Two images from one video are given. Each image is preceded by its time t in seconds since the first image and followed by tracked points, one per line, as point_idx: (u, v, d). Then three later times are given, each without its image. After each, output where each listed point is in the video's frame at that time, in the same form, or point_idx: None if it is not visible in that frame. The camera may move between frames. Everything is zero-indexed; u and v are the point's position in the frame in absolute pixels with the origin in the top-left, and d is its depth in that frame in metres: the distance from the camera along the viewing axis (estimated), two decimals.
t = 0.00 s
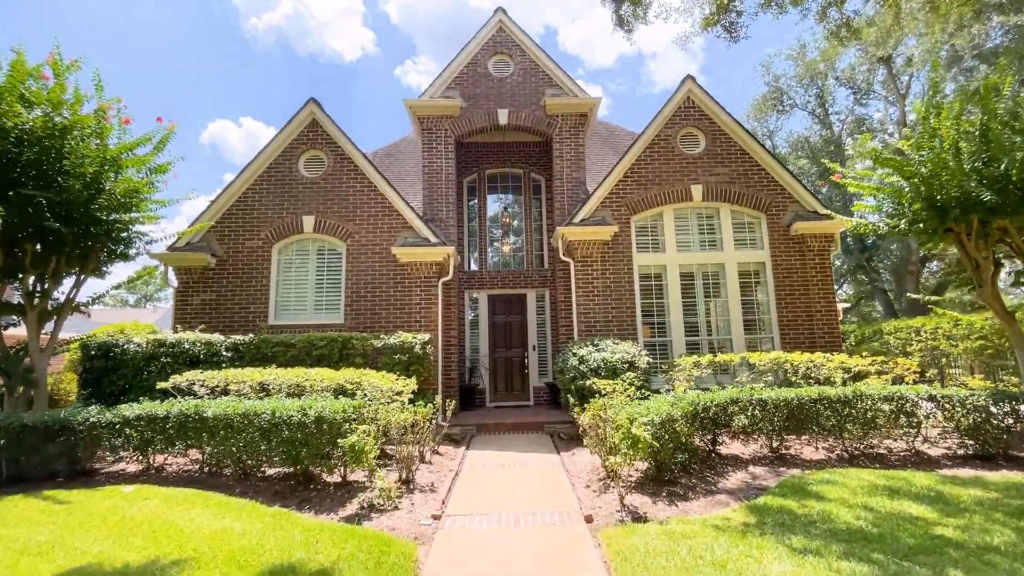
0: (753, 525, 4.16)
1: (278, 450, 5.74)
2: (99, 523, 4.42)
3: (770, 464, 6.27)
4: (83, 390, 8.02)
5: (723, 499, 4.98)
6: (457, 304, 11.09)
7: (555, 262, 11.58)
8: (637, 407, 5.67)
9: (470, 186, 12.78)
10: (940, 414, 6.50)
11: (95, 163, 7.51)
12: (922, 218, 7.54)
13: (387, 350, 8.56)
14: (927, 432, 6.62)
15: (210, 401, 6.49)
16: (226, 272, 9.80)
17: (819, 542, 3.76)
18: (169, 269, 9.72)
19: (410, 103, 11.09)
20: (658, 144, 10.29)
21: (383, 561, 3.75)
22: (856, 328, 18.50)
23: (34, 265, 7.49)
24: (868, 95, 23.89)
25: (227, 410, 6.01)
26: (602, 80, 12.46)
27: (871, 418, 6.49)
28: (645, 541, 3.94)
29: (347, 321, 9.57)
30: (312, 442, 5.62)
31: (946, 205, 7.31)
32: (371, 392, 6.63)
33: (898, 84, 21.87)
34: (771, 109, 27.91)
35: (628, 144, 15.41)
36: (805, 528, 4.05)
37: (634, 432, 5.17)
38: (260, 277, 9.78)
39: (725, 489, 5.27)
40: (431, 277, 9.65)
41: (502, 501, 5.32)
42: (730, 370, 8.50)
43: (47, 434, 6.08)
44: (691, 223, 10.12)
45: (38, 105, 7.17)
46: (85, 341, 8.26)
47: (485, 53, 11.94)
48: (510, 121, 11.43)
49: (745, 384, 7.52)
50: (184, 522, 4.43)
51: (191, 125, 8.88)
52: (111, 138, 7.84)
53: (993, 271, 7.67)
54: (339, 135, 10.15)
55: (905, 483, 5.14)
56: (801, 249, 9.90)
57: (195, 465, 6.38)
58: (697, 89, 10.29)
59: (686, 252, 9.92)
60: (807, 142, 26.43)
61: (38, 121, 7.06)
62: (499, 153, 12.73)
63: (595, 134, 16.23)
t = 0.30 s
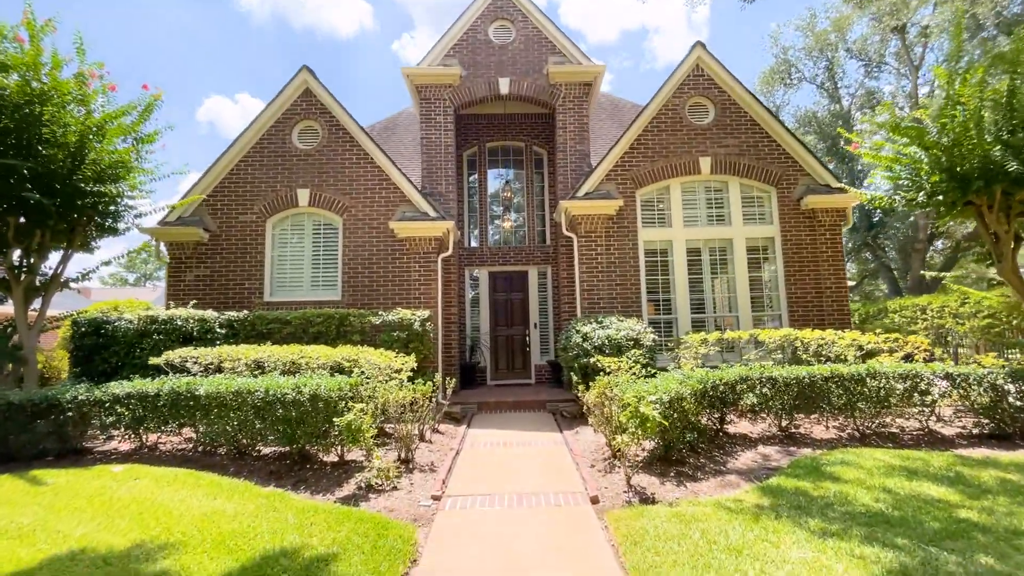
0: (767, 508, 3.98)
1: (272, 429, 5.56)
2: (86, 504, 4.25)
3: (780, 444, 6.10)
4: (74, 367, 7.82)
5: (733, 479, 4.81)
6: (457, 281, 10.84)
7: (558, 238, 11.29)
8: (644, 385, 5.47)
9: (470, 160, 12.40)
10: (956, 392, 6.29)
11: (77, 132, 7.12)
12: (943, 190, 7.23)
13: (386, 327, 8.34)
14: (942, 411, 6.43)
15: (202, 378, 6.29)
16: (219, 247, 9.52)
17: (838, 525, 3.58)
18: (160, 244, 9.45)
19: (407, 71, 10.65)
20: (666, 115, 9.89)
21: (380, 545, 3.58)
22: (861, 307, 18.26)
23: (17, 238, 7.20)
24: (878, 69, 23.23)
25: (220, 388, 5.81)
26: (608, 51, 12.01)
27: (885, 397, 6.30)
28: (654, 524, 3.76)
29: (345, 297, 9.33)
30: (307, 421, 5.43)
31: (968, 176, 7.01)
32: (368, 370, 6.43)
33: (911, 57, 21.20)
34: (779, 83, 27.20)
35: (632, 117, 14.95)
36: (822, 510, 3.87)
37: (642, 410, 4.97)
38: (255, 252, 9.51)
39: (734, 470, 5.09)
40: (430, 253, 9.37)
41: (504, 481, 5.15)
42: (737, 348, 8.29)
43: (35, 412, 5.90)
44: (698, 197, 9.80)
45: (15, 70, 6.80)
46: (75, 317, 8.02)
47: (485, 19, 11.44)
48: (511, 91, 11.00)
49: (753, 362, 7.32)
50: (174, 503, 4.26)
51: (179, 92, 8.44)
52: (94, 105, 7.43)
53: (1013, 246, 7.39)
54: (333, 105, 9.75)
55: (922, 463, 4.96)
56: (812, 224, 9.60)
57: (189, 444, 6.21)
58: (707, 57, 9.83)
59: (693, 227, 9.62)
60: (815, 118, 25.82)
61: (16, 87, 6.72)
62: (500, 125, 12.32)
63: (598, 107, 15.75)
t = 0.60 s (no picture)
0: (789, 503, 3.72)
1: (264, 418, 5.29)
2: (63, 499, 3.99)
3: (795, 433, 5.84)
4: (60, 353, 7.53)
5: (750, 472, 4.56)
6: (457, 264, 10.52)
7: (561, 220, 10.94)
8: (655, 372, 5.19)
9: (470, 139, 11.99)
10: (979, 380, 6.02)
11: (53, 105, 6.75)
12: (968, 167, 6.85)
13: (383, 311, 8.06)
14: (962, 399, 6.17)
15: (191, 365, 6.01)
16: (210, 229, 9.18)
17: (868, 524, 3.32)
18: (149, 225, 9.10)
19: (404, 44, 10.19)
20: (675, 90, 9.47)
21: (375, 545, 3.32)
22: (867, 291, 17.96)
23: None
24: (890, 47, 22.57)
25: (209, 375, 5.54)
26: (613, 26, 11.52)
27: (904, 384, 6.03)
28: (670, 522, 3.50)
29: (341, 281, 9.03)
30: (300, 410, 5.16)
31: (997, 150, 6.61)
32: (365, 356, 6.15)
33: (924, 33, 20.54)
34: (786, 62, 26.50)
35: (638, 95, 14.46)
36: (849, 506, 3.61)
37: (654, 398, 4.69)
38: (247, 234, 9.17)
39: (750, 461, 4.84)
40: (429, 236, 9.03)
41: (507, 473, 4.90)
42: (747, 333, 8.00)
43: (15, 400, 5.64)
44: (707, 177, 9.43)
45: None
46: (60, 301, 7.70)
47: None
48: (513, 65, 10.54)
49: (765, 347, 7.04)
50: (156, 497, 4.00)
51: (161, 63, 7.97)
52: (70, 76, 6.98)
53: None
54: (326, 79, 9.32)
55: (948, 454, 4.70)
56: (825, 205, 9.24)
57: (178, 433, 5.96)
58: (718, 28, 9.38)
59: (702, 208, 9.27)
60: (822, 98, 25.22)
61: None
62: (501, 103, 11.87)
63: (602, 85, 15.25)
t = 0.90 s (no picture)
0: (811, 496, 3.48)
1: (252, 404, 5.04)
2: (34, 490, 3.75)
3: (808, 418, 5.60)
4: (43, 336, 7.24)
5: (765, 460, 4.31)
6: (456, 245, 10.21)
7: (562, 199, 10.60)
8: (664, 356, 4.92)
9: (468, 115, 11.56)
10: (1001, 364, 5.76)
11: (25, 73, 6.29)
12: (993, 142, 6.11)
13: (379, 293, 7.77)
14: (982, 383, 5.92)
15: (177, 348, 5.74)
16: (198, 207, 8.84)
17: (900, 520, 3.07)
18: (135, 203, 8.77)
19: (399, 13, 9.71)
20: (683, 61, 9.05)
21: (366, 542, 3.08)
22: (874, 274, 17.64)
23: None
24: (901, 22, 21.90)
25: (194, 359, 5.27)
26: None
27: (922, 368, 5.77)
28: (683, 517, 3.26)
29: (336, 262, 8.73)
30: (290, 396, 4.89)
31: None
32: (358, 339, 5.87)
33: (938, 6, 19.85)
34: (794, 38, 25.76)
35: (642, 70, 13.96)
36: (877, 499, 3.37)
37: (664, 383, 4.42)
38: (237, 212, 8.83)
39: (764, 449, 4.60)
40: (425, 215, 8.71)
41: (508, 461, 4.66)
42: (756, 314, 7.74)
43: None
44: (716, 153, 9.05)
45: None
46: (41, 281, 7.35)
47: None
48: (513, 36, 10.07)
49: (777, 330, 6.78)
50: (133, 489, 3.74)
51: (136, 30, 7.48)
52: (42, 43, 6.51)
53: None
54: (317, 50, 8.88)
55: (974, 443, 4.45)
56: (838, 183, 8.89)
57: (165, 419, 5.71)
58: None
59: (710, 186, 8.92)
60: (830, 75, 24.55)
61: None
62: (501, 77, 11.42)
63: (605, 60, 14.73)
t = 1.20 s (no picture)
0: (835, 491, 3.20)
1: (234, 391, 4.74)
2: None
3: (822, 405, 5.32)
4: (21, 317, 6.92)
5: (781, 451, 4.03)
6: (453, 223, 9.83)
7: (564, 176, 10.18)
8: (672, 339, 4.61)
9: (466, 87, 11.05)
10: None
11: None
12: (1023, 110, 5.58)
13: (372, 273, 7.43)
14: (1005, 367, 5.63)
15: (156, 331, 5.42)
16: (182, 183, 8.44)
17: (938, 521, 2.79)
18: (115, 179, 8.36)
19: None
20: (692, 28, 8.55)
21: (349, 546, 2.79)
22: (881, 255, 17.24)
23: None
24: None
25: (172, 343, 4.96)
26: None
27: (943, 352, 5.47)
28: (697, 517, 2.97)
29: (328, 241, 8.37)
30: (274, 382, 4.59)
31: None
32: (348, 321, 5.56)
33: None
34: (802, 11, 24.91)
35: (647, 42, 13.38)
36: (909, 496, 3.08)
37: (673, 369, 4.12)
38: (223, 189, 8.44)
39: (778, 438, 4.32)
40: (420, 191, 8.31)
41: (505, 451, 4.38)
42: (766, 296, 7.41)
43: None
44: (725, 126, 8.62)
45: None
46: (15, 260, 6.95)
47: None
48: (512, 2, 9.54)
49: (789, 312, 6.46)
50: (100, 485, 3.45)
51: None
52: None
53: None
54: (304, 15, 8.37)
55: (1004, 432, 4.17)
56: (852, 157, 8.49)
57: (145, 405, 5.43)
58: None
59: (718, 161, 8.51)
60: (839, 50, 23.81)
61: None
62: (499, 47, 10.89)
63: (608, 31, 14.13)
